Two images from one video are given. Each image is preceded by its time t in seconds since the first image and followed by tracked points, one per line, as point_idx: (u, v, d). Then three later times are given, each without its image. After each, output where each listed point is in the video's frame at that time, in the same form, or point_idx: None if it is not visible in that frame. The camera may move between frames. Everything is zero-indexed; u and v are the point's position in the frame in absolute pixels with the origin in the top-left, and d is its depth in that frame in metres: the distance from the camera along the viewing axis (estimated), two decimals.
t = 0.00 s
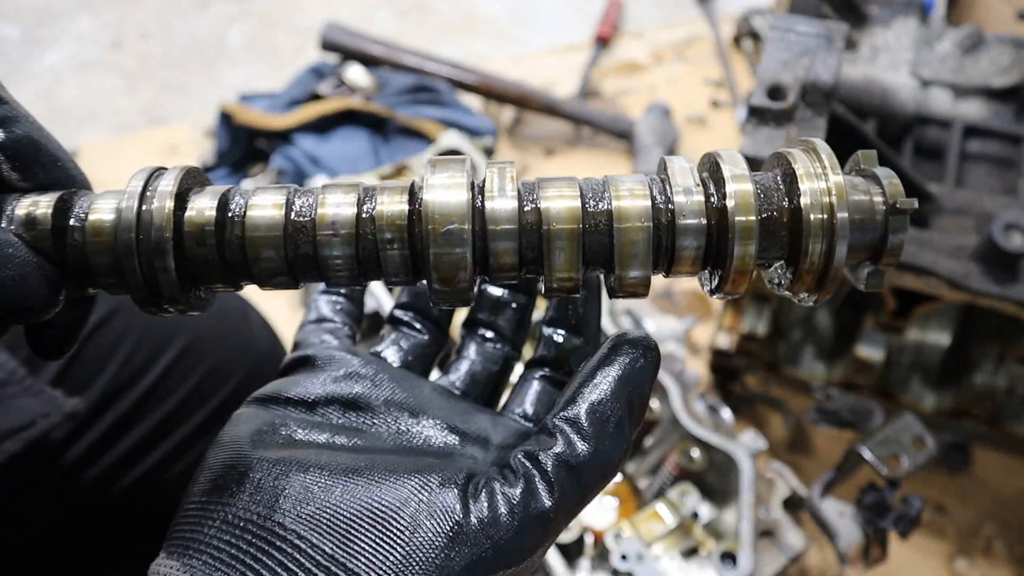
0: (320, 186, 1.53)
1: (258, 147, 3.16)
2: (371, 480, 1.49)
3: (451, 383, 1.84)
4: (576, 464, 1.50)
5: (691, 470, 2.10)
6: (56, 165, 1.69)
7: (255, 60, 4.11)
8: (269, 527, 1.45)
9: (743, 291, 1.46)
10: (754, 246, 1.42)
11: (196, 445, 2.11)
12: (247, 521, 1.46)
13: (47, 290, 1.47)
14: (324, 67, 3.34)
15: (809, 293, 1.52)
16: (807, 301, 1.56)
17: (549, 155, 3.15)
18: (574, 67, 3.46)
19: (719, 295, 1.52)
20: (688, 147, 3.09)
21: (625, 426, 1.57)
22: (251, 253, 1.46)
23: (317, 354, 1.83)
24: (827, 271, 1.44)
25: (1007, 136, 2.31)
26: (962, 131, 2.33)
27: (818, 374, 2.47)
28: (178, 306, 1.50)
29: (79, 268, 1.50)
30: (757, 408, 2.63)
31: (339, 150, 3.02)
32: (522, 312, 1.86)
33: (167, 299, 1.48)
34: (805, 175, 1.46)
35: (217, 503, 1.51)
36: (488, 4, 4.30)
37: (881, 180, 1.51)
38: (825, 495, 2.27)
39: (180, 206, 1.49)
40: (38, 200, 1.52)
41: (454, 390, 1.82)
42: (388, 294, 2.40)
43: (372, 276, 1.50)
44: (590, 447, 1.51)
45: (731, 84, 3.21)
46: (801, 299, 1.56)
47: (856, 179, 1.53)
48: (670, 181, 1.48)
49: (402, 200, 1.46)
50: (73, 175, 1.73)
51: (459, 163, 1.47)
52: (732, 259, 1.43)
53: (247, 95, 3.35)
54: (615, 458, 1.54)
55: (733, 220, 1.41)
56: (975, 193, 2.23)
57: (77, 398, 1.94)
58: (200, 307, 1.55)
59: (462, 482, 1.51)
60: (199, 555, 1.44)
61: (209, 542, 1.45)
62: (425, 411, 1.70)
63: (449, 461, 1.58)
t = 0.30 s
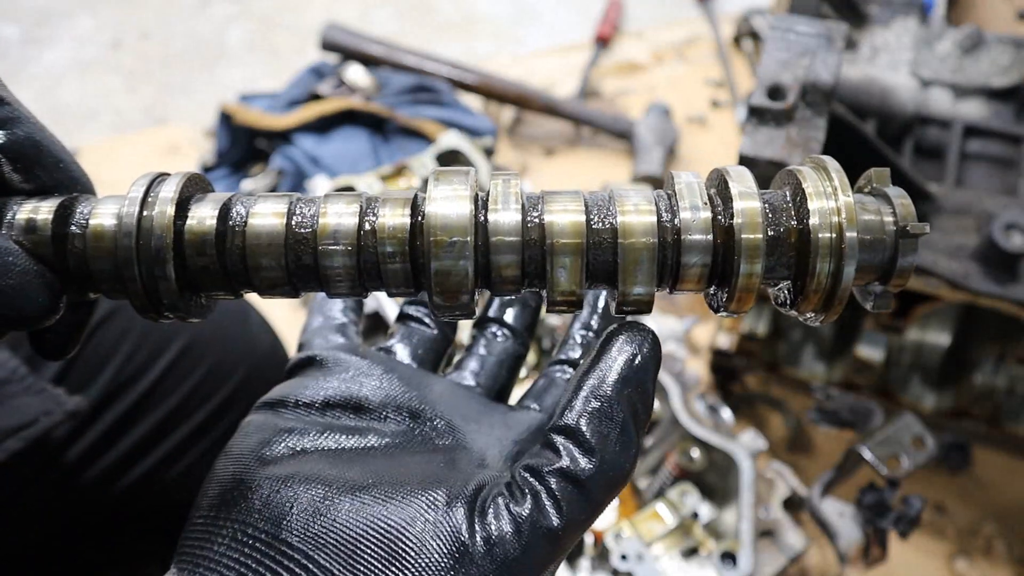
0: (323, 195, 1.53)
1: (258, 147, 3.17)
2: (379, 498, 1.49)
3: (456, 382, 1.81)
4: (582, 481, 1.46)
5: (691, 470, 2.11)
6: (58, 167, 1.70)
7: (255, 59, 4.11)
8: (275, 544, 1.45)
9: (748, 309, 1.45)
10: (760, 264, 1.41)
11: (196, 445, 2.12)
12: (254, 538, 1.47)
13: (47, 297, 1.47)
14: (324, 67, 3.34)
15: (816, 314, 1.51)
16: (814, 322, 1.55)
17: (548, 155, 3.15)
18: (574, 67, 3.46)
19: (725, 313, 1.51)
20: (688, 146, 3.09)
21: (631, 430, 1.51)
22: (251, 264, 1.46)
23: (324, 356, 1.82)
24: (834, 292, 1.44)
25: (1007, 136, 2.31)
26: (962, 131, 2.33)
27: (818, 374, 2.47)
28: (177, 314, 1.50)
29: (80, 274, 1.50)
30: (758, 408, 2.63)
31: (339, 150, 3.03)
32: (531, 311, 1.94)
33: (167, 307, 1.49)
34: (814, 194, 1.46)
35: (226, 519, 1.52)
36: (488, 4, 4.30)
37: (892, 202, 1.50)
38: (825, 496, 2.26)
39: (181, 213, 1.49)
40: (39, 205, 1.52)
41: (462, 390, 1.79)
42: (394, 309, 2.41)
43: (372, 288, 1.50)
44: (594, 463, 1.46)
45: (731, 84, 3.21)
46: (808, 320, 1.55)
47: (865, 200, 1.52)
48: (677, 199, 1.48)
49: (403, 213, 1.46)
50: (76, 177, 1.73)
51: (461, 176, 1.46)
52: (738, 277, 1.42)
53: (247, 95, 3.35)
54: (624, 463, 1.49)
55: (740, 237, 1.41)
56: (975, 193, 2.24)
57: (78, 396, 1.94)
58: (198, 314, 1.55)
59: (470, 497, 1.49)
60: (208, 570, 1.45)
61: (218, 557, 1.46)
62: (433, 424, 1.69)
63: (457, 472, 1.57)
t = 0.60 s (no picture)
0: (321, 199, 1.53)
1: (258, 147, 3.17)
2: (368, 481, 1.49)
3: (440, 378, 1.83)
4: (565, 450, 1.45)
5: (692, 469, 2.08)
6: (60, 168, 1.70)
7: (255, 60, 4.11)
8: (268, 534, 1.45)
9: (735, 311, 1.45)
10: (746, 267, 1.42)
11: (195, 444, 2.13)
12: (248, 530, 1.47)
13: (51, 300, 1.47)
14: (324, 67, 3.34)
15: (800, 315, 1.51)
16: (797, 324, 1.55)
17: (549, 155, 3.15)
18: (574, 67, 3.46)
19: (711, 313, 1.51)
20: (688, 146, 3.09)
21: (610, 401, 1.49)
22: (251, 266, 1.46)
23: (311, 358, 1.83)
24: (818, 294, 1.44)
25: (1006, 137, 2.31)
26: (962, 131, 2.34)
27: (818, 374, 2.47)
28: (177, 313, 1.50)
29: (83, 276, 1.50)
30: (758, 409, 2.63)
31: (339, 149, 3.03)
32: (516, 305, 1.93)
33: (168, 307, 1.48)
34: (798, 200, 1.46)
35: (219, 517, 1.51)
36: (488, 4, 4.29)
37: (873, 207, 1.51)
38: (825, 496, 2.26)
39: (183, 216, 1.49)
40: (43, 208, 1.52)
41: (447, 383, 1.80)
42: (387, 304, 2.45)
43: (370, 288, 1.49)
44: (576, 432, 1.46)
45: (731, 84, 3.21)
46: (792, 321, 1.55)
47: (848, 205, 1.53)
48: (665, 204, 1.48)
49: (400, 217, 1.46)
50: (76, 177, 1.73)
51: (455, 180, 1.46)
52: (724, 280, 1.42)
53: (246, 95, 3.35)
54: (607, 432, 1.48)
55: (727, 241, 1.41)
56: (974, 193, 2.24)
57: (79, 395, 1.94)
58: (199, 314, 1.55)
59: (457, 476, 1.50)
60: (206, 568, 1.45)
61: (215, 554, 1.46)
62: (419, 412, 1.71)
63: (444, 457, 1.58)
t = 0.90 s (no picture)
0: (320, 200, 1.53)
1: (258, 147, 3.17)
2: (361, 489, 1.49)
3: (435, 379, 1.83)
4: (558, 463, 1.47)
5: (692, 470, 2.09)
6: (59, 168, 1.70)
7: (254, 60, 4.11)
8: (261, 544, 1.45)
9: (735, 313, 1.45)
10: (746, 269, 1.42)
11: (195, 444, 2.12)
12: (241, 538, 1.47)
13: (51, 302, 1.47)
14: (324, 67, 3.34)
15: (801, 317, 1.51)
16: (798, 325, 1.55)
17: (548, 155, 3.15)
18: (574, 67, 3.46)
19: (710, 314, 1.51)
20: (687, 146, 3.09)
21: (603, 408, 1.53)
22: (251, 267, 1.46)
23: (306, 359, 1.82)
24: (818, 296, 1.44)
25: (1007, 136, 2.31)
26: (962, 131, 2.34)
27: (818, 374, 2.47)
28: (177, 314, 1.50)
29: (83, 278, 1.50)
30: (758, 408, 2.63)
31: (339, 149, 3.03)
32: (511, 305, 1.95)
33: (167, 308, 1.48)
34: (799, 201, 1.46)
35: (213, 521, 1.51)
36: (487, 4, 4.29)
37: (875, 209, 1.51)
38: (825, 496, 2.27)
39: (182, 217, 1.49)
40: (42, 210, 1.51)
41: (441, 385, 1.80)
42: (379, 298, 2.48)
43: (370, 290, 1.50)
44: (568, 445, 1.48)
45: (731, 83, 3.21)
46: (792, 323, 1.55)
47: (848, 206, 1.53)
48: (665, 205, 1.48)
49: (400, 219, 1.46)
50: (76, 178, 1.73)
51: (455, 182, 1.46)
52: (724, 281, 1.43)
53: (247, 95, 3.35)
54: (599, 444, 1.51)
55: (726, 243, 1.41)
56: (974, 193, 2.24)
57: (78, 395, 1.94)
58: (199, 315, 1.55)
59: (450, 486, 1.50)
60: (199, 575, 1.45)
61: (208, 561, 1.46)
62: (413, 418, 1.71)
63: (437, 466, 1.58)
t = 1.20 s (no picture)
0: (322, 187, 1.53)
1: (258, 146, 3.17)
2: (329, 506, 1.49)
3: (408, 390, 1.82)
4: (518, 476, 1.46)
5: (692, 470, 2.09)
6: (62, 160, 1.70)
7: (254, 60, 4.11)
8: (233, 562, 1.46)
9: (732, 292, 1.46)
10: (743, 248, 1.42)
11: (195, 443, 2.12)
12: (214, 557, 1.48)
13: (56, 292, 1.47)
14: (324, 67, 3.34)
15: (797, 294, 1.51)
16: (795, 304, 1.55)
17: (549, 155, 3.15)
18: (574, 67, 3.46)
19: (709, 294, 1.52)
20: (687, 146, 3.09)
21: (558, 416, 1.51)
22: (256, 254, 1.46)
23: (282, 371, 1.83)
24: (814, 274, 1.44)
25: (1006, 136, 2.31)
26: (962, 131, 2.34)
27: (817, 374, 2.47)
28: (183, 302, 1.50)
29: (88, 267, 1.49)
30: (758, 408, 2.63)
31: (339, 149, 3.03)
32: (488, 308, 1.95)
33: (171, 295, 1.48)
34: (794, 181, 1.46)
35: (186, 541, 1.52)
36: (488, 4, 4.29)
37: (869, 187, 1.51)
38: (825, 496, 2.27)
39: (186, 207, 1.49)
40: (46, 201, 1.52)
41: (414, 397, 1.80)
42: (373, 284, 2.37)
43: (374, 273, 1.50)
44: (526, 458, 1.47)
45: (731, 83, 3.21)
46: (789, 301, 1.55)
47: (843, 185, 1.53)
48: (663, 187, 1.48)
49: (401, 203, 1.46)
50: (79, 173, 1.73)
51: (456, 166, 1.46)
52: (721, 261, 1.43)
53: (247, 95, 3.35)
54: (558, 452, 1.49)
55: (723, 222, 1.41)
56: (974, 193, 2.24)
57: (78, 396, 1.94)
58: (203, 303, 1.55)
59: (417, 501, 1.50)
60: None
61: None
62: (386, 431, 1.71)
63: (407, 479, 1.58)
